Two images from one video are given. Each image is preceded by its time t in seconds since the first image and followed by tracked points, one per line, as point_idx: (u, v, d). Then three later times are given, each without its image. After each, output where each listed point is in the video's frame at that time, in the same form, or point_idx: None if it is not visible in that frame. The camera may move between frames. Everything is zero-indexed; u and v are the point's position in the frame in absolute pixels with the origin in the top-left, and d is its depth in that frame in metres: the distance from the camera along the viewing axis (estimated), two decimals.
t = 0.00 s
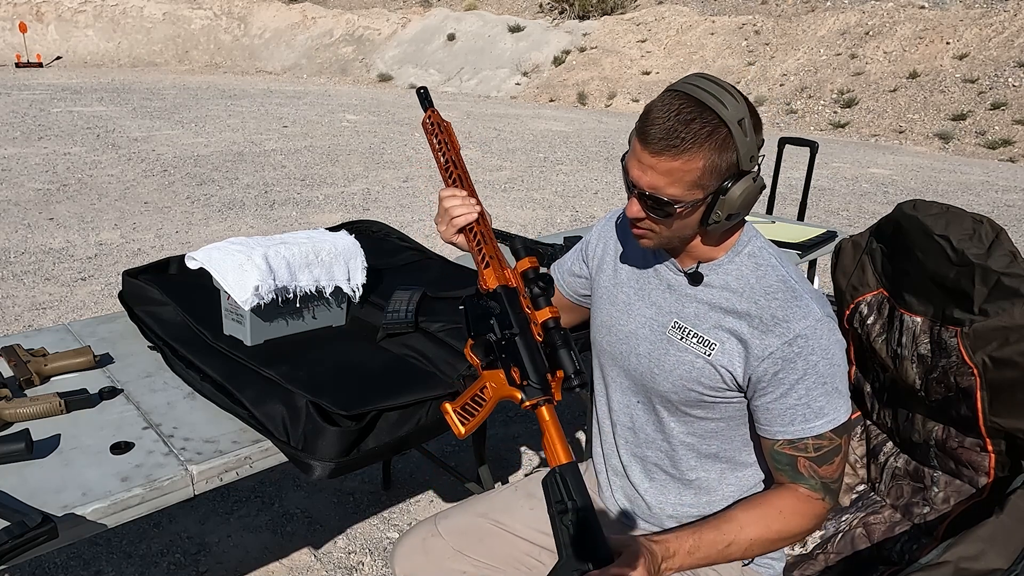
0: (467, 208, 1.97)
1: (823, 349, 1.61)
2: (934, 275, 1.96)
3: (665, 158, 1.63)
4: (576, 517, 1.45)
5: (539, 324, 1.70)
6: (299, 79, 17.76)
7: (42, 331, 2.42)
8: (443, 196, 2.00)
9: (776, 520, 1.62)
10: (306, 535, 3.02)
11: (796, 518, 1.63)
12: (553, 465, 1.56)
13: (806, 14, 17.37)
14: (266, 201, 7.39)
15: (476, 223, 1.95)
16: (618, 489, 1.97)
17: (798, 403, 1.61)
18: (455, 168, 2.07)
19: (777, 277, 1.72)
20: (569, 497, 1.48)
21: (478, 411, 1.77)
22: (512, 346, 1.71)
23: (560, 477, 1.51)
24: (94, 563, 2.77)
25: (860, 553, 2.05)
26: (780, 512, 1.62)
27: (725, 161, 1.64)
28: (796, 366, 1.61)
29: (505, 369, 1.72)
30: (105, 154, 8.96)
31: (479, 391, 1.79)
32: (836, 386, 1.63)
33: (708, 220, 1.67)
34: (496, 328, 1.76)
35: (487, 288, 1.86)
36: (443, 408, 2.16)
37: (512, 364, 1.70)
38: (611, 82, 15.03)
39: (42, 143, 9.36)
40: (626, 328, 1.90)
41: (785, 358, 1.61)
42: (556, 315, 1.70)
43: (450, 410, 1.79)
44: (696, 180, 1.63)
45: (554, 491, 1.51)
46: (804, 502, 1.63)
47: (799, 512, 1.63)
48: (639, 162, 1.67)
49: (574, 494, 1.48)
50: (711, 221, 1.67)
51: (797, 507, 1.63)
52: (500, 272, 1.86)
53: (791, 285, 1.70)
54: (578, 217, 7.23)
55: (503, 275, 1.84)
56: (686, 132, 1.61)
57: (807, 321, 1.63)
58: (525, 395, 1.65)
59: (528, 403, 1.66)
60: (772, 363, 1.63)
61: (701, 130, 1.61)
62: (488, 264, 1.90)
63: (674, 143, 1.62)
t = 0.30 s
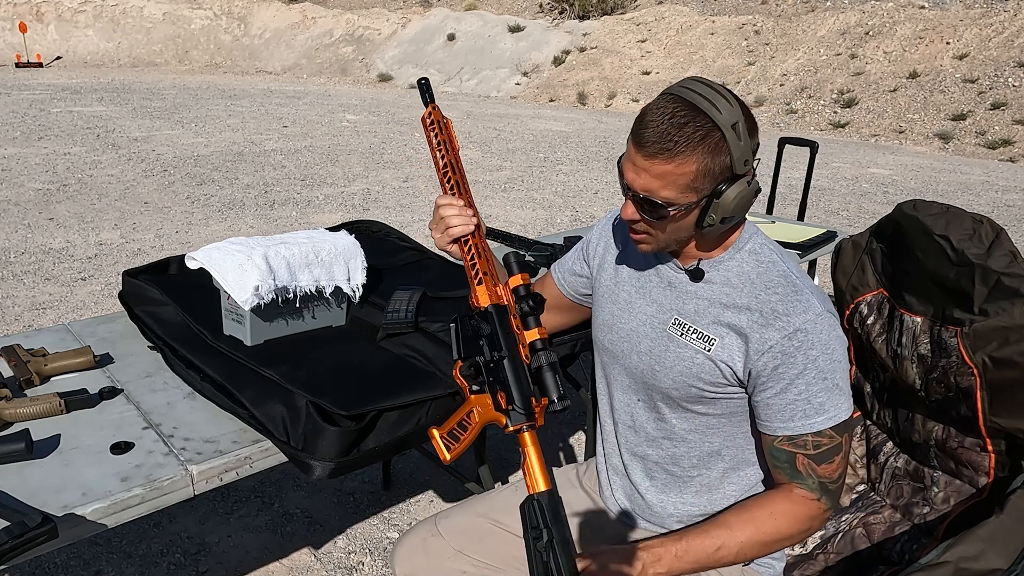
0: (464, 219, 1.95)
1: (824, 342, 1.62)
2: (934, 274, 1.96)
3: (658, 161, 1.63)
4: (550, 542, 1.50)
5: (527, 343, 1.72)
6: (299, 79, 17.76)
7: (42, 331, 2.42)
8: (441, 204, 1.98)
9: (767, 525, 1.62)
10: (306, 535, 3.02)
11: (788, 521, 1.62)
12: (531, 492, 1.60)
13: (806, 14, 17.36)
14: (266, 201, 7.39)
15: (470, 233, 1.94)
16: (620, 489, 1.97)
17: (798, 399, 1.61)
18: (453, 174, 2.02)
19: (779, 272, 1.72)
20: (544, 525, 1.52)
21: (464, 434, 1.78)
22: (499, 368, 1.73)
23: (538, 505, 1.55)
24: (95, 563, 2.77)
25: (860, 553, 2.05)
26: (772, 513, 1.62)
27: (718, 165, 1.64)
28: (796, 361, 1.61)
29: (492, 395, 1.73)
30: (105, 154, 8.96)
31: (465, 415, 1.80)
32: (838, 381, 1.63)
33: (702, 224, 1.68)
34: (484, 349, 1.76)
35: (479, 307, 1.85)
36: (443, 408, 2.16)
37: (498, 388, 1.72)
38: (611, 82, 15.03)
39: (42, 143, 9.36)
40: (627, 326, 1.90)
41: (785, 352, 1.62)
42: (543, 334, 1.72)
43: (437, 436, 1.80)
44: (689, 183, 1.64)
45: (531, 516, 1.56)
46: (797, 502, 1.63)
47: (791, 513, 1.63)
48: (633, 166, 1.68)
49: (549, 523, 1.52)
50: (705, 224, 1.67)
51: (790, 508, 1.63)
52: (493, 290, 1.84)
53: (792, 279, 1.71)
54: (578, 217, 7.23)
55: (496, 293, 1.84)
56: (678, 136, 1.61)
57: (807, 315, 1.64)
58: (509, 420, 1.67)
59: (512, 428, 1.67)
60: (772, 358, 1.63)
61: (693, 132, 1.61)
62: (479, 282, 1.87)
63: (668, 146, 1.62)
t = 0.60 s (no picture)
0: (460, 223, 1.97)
1: (820, 341, 1.62)
2: (934, 274, 1.96)
3: (651, 131, 1.69)
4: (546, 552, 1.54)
5: (524, 350, 1.69)
6: (299, 79, 17.76)
7: (42, 331, 2.42)
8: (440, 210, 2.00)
9: (759, 505, 1.61)
10: (306, 535, 3.02)
11: (774, 517, 1.62)
12: (527, 502, 1.60)
13: (806, 14, 17.36)
14: (266, 201, 7.39)
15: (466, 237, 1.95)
16: (620, 490, 1.97)
17: (792, 396, 1.62)
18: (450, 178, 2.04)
19: (778, 271, 1.72)
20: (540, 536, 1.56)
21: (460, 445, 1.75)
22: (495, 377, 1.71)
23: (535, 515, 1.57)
24: (94, 563, 2.77)
25: (860, 553, 2.05)
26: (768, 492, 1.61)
27: (706, 150, 1.66)
28: (791, 357, 1.62)
29: (488, 403, 1.71)
30: (105, 154, 8.96)
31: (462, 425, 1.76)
32: (833, 381, 1.63)
33: (682, 205, 1.70)
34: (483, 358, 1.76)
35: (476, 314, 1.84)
36: (443, 409, 2.16)
37: (495, 398, 1.70)
38: (611, 82, 15.03)
39: (41, 143, 9.35)
40: (627, 325, 1.90)
41: (781, 348, 1.63)
42: (541, 344, 1.68)
43: (434, 447, 1.79)
44: (675, 160, 1.68)
45: (527, 526, 1.59)
46: (792, 499, 1.62)
47: (784, 513, 1.62)
48: (631, 135, 1.74)
49: (546, 534, 1.55)
50: (682, 206, 1.70)
51: (785, 502, 1.62)
52: (489, 298, 1.82)
53: (791, 277, 1.71)
54: (578, 217, 7.23)
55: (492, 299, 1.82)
56: (675, 109, 1.66)
57: (805, 313, 1.64)
58: (507, 430, 1.64)
59: (508, 438, 1.65)
60: (768, 353, 1.64)
61: (688, 111, 1.65)
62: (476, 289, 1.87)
63: (664, 118, 1.67)
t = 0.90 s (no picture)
0: (456, 219, 1.97)
1: (787, 319, 1.64)
2: (934, 274, 1.96)
3: (668, 113, 1.75)
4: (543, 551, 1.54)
5: (524, 349, 1.66)
6: (299, 79, 17.76)
7: (42, 331, 2.42)
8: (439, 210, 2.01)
9: (656, 419, 1.53)
10: (306, 535, 3.02)
11: (662, 443, 1.53)
12: (525, 500, 1.60)
13: (806, 14, 17.35)
14: (266, 201, 7.39)
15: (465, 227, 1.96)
16: (621, 488, 1.97)
17: (737, 354, 1.62)
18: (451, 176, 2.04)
19: (771, 259, 1.78)
20: (536, 534, 1.55)
21: (458, 443, 1.73)
22: (494, 376, 1.71)
23: (531, 514, 1.57)
24: (95, 562, 2.77)
25: (860, 553, 2.04)
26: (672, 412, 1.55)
27: (721, 133, 1.74)
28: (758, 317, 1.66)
29: (486, 401, 1.71)
30: (105, 154, 8.96)
31: (460, 423, 1.74)
32: (795, 374, 1.63)
33: (695, 187, 1.76)
34: (483, 356, 1.74)
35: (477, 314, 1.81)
36: (443, 409, 2.16)
37: (493, 396, 1.70)
38: (611, 82, 15.02)
39: (42, 143, 9.36)
40: (630, 318, 1.94)
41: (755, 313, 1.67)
42: (542, 342, 1.65)
43: (430, 445, 1.78)
44: (690, 142, 1.74)
45: (524, 525, 1.58)
46: (689, 434, 1.54)
47: (673, 443, 1.53)
48: (647, 119, 1.80)
49: (542, 531, 1.55)
50: (694, 186, 1.76)
51: (685, 434, 1.54)
52: (489, 295, 1.81)
53: (782, 264, 1.77)
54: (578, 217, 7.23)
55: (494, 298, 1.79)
56: (692, 92, 1.73)
57: (787, 291, 1.69)
58: (505, 428, 1.65)
59: (507, 436, 1.66)
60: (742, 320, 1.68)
61: (704, 94, 1.73)
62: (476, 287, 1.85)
63: (680, 101, 1.74)
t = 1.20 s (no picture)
0: (455, 215, 1.96)
1: (772, 313, 1.64)
2: (934, 274, 1.96)
3: (676, 111, 1.76)
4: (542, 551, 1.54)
5: (528, 347, 1.67)
6: (298, 79, 17.76)
7: (42, 331, 2.42)
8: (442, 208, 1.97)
9: (622, 390, 1.57)
10: (306, 535, 3.02)
11: (627, 415, 1.57)
12: (525, 500, 1.61)
13: (806, 14, 17.35)
14: (266, 201, 7.39)
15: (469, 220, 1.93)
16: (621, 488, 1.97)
17: (719, 341, 1.63)
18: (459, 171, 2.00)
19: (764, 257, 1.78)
20: (535, 534, 1.56)
21: (459, 441, 1.73)
22: (496, 373, 1.71)
23: (530, 512, 1.58)
24: (94, 563, 2.77)
25: (859, 552, 2.03)
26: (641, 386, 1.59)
27: (728, 130, 1.74)
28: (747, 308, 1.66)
29: (487, 400, 1.71)
30: (105, 154, 8.96)
31: (460, 422, 1.74)
32: (778, 370, 1.62)
33: (703, 185, 1.77)
34: (484, 353, 1.74)
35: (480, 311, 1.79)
36: (443, 409, 2.16)
37: (494, 394, 1.71)
38: (611, 82, 15.03)
39: (42, 143, 9.36)
40: (628, 316, 1.94)
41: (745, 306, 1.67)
42: (546, 340, 1.66)
43: (430, 444, 1.77)
44: (698, 139, 1.74)
45: (524, 524, 1.59)
46: (654, 409, 1.58)
47: (638, 416, 1.57)
48: (653, 117, 1.81)
49: (541, 531, 1.55)
50: (703, 184, 1.76)
51: (651, 409, 1.57)
52: (494, 293, 1.80)
53: (776, 261, 1.76)
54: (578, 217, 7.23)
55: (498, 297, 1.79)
56: (700, 89, 1.73)
57: (777, 286, 1.69)
58: (506, 427, 1.67)
59: (508, 435, 1.67)
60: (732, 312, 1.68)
61: (713, 92, 1.73)
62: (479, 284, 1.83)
63: (688, 99, 1.75)
